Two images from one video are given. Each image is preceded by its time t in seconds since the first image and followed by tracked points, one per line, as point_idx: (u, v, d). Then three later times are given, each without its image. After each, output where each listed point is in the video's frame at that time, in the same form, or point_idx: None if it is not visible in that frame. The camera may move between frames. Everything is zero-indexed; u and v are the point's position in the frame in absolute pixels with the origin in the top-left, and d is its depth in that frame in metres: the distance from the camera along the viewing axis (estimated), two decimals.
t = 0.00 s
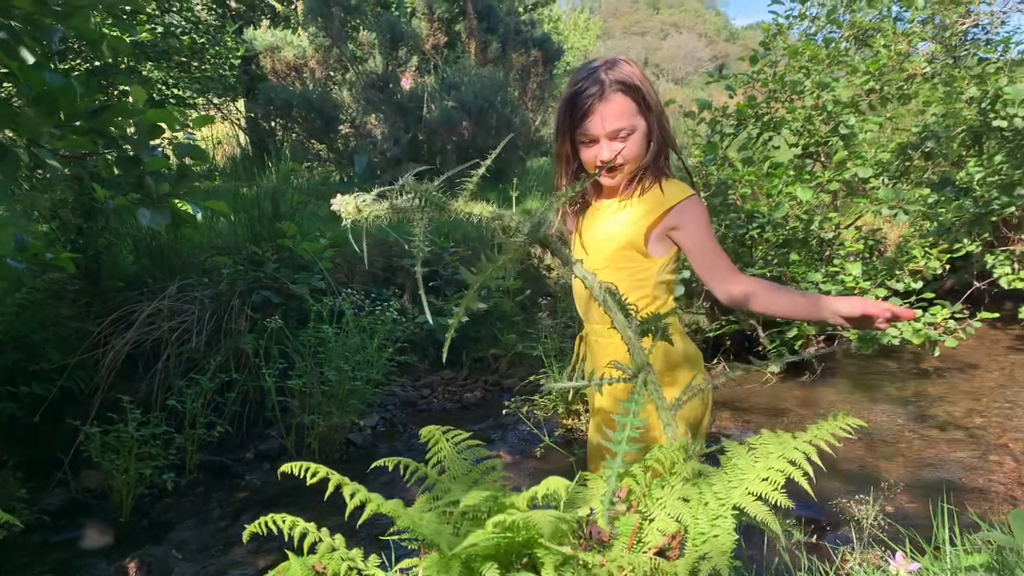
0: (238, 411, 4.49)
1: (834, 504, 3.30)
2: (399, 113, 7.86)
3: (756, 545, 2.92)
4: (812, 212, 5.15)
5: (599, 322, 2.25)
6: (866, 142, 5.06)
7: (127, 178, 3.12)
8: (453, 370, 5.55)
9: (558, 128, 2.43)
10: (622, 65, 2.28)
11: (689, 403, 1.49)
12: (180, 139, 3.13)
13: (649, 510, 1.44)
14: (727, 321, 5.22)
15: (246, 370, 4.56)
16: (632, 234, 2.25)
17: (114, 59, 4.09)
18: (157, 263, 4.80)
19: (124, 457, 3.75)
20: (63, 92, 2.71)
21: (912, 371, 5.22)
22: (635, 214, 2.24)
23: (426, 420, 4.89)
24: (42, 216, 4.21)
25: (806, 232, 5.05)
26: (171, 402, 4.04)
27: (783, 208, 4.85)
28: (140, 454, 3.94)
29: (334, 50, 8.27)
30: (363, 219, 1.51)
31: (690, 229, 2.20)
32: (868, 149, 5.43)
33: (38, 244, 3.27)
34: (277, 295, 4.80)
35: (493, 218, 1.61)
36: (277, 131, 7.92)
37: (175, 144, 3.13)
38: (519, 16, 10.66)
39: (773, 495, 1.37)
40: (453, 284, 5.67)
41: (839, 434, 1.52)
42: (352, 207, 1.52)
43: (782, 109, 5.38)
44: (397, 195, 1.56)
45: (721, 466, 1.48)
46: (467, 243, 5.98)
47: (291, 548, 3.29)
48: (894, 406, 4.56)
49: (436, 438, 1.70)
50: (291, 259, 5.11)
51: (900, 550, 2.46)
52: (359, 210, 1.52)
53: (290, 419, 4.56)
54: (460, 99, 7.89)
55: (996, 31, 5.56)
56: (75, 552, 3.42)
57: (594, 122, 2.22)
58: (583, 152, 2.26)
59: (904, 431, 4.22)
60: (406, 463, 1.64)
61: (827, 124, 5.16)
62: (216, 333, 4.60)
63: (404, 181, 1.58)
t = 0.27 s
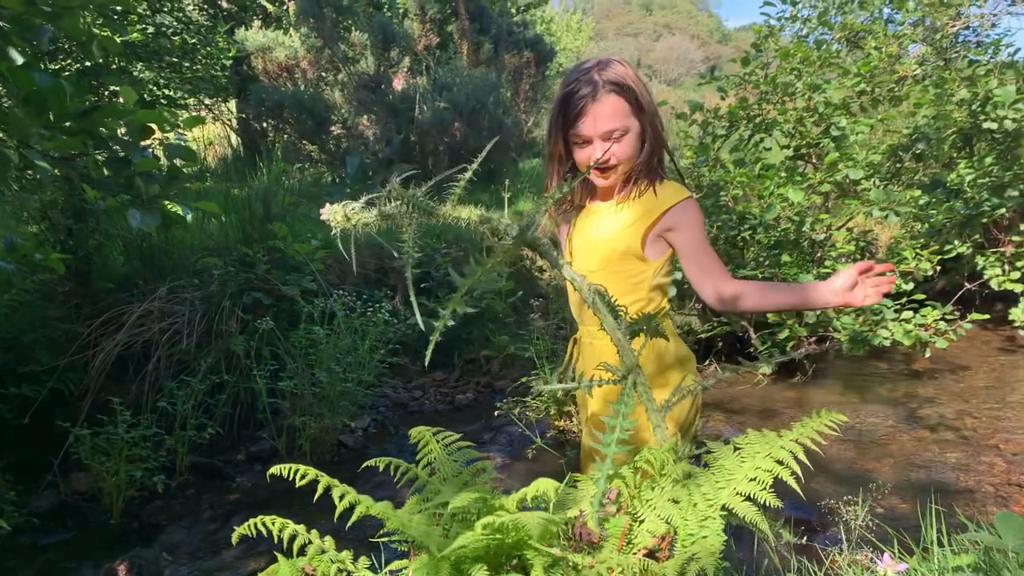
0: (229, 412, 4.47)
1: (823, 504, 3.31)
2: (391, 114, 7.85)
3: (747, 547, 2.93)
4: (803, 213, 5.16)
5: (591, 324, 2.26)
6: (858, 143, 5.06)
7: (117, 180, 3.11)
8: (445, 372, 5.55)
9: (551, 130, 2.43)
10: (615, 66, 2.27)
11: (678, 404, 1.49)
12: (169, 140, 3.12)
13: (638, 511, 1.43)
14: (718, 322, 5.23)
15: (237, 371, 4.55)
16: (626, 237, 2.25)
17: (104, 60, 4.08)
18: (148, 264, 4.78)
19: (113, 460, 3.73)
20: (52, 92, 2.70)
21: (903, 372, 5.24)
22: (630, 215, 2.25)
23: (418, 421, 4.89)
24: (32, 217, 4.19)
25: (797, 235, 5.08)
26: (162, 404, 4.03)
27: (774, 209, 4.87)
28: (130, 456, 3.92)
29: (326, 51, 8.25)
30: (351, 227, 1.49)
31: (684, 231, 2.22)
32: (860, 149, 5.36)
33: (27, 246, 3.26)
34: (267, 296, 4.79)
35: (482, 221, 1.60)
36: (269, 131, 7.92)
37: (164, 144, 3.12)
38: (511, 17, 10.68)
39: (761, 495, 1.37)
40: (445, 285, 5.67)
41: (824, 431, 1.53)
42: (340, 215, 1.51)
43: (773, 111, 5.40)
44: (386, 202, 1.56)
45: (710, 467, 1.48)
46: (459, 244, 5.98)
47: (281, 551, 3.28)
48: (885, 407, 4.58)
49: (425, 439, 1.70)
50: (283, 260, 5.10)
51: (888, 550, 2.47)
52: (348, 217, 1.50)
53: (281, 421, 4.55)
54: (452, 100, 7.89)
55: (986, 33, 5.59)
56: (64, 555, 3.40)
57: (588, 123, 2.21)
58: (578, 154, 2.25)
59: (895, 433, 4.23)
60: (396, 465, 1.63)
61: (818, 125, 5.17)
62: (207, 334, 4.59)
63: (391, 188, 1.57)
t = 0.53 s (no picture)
0: (221, 414, 4.47)
1: (813, 505, 3.33)
2: (384, 115, 7.82)
3: (737, 545, 2.96)
4: (795, 215, 5.19)
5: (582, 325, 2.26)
6: (850, 145, 5.11)
7: (108, 181, 3.11)
8: (437, 373, 5.56)
9: (546, 131, 2.43)
10: (609, 67, 2.28)
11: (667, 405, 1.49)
12: (160, 140, 3.12)
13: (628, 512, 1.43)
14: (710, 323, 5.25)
15: (229, 373, 4.55)
16: (620, 238, 2.25)
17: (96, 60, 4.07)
18: (140, 265, 4.78)
19: (104, 462, 3.72)
20: (42, 92, 2.69)
21: (895, 373, 5.26)
22: (626, 216, 2.26)
23: (410, 422, 4.89)
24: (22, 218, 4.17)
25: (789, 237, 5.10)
26: (153, 406, 4.02)
27: (766, 210, 4.89)
28: (121, 458, 3.91)
29: (319, 52, 8.24)
30: (344, 229, 1.50)
31: (680, 229, 2.22)
32: (851, 151, 5.36)
33: (17, 247, 3.25)
34: (260, 297, 4.78)
35: (473, 223, 1.60)
36: (262, 133, 7.91)
37: (156, 145, 3.11)
38: (505, 18, 10.69)
39: (750, 495, 1.37)
40: (438, 286, 5.67)
41: (812, 430, 1.53)
42: (333, 218, 1.52)
43: (765, 113, 5.42)
44: (379, 204, 1.56)
45: (699, 467, 1.48)
46: (452, 246, 5.98)
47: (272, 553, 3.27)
48: (876, 408, 4.60)
49: (417, 440, 1.69)
50: (275, 261, 5.09)
51: (878, 550, 2.48)
52: (340, 220, 1.51)
53: (273, 422, 4.54)
54: (445, 101, 7.85)
55: (977, 35, 5.62)
56: (54, 557, 3.39)
57: (583, 124, 2.21)
58: (573, 154, 2.25)
59: (886, 433, 4.24)
60: (387, 466, 1.63)
61: (810, 127, 5.20)
62: (198, 336, 4.58)
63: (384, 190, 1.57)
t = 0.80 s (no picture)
0: (213, 415, 4.46)
1: (803, 505, 3.34)
2: (377, 116, 7.90)
3: (727, 545, 2.98)
4: (787, 216, 5.21)
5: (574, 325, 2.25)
6: (841, 147, 5.12)
7: (100, 182, 3.10)
8: (430, 374, 5.56)
9: (540, 131, 2.43)
10: (604, 67, 2.28)
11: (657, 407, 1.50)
12: (152, 141, 3.12)
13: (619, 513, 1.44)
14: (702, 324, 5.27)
15: (221, 374, 4.54)
16: (613, 239, 2.24)
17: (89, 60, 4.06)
18: (132, 267, 4.77)
19: (96, 463, 3.71)
20: (33, 93, 2.68)
21: (886, 373, 5.28)
22: (619, 216, 2.24)
23: (403, 423, 4.89)
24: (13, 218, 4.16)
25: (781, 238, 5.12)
26: (145, 407, 4.00)
27: (758, 212, 4.91)
28: (112, 459, 3.89)
29: (312, 53, 8.24)
30: (342, 226, 1.51)
31: (674, 230, 2.20)
32: (842, 153, 5.39)
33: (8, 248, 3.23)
34: (252, 298, 4.78)
35: (467, 222, 1.60)
36: (254, 134, 7.91)
37: (148, 145, 3.11)
38: (498, 19, 10.72)
39: (740, 496, 1.36)
40: (431, 287, 5.68)
41: (801, 432, 1.53)
42: (331, 216, 1.53)
43: (758, 114, 5.45)
44: (374, 201, 1.56)
45: (689, 469, 1.49)
46: (445, 247, 5.99)
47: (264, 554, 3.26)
48: (867, 409, 4.62)
49: (408, 440, 1.69)
50: (267, 262, 5.08)
51: (867, 551, 2.49)
52: (338, 217, 1.52)
53: (265, 423, 4.54)
54: (437, 102, 7.87)
55: (967, 38, 5.66)
56: (46, 559, 3.38)
57: (578, 125, 2.21)
58: (568, 155, 2.25)
59: (877, 434, 4.26)
60: (378, 467, 1.63)
61: (802, 129, 5.23)
62: (191, 337, 4.57)
63: (381, 187, 1.58)
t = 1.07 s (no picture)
0: (205, 416, 4.45)
1: (795, 506, 3.35)
2: (370, 117, 7.91)
3: (718, 546, 2.99)
4: (779, 217, 5.22)
5: (568, 327, 2.25)
6: (834, 149, 5.14)
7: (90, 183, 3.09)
8: (423, 375, 5.57)
9: (535, 132, 2.43)
10: (598, 70, 2.28)
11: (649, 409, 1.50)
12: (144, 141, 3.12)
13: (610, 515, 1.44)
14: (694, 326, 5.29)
15: (214, 375, 4.53)
16: (607, 241, 2.24)
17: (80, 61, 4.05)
18: (124, 268, 4.76)
19: (87, 465, 3.69)
20: (25, 93, 2.69)
21: (878, 375, 5.30)
22: (612, 218, 2.24)
23: (396, 425, 4.89)
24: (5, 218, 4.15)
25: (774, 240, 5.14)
26: (137, 408, 3.99)
27: (751, 213, 4.93)
28: (104, 461, 3.88)
29: (305, 53, 8.23)
30: (346, 215, 1.46)
31: (667, 232, 2.19)
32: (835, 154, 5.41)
33: None
34: (245, 299, 4.78)
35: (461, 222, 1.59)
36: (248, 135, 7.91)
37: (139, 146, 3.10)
38: (491, 20, 10.71)
39: (731, 498, 1.37)
40: (424, 288, 5.68)
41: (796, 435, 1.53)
42: (334, 203, 1.48)
43: (750, 116, 5.48)
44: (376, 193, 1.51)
45: (681, 470, 1.49)
46: (439, 248, 5.99)
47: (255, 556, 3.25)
48: (860, 410, 4.63)
49: (400, 442, 1.69)
50: (260, 263, 5.08)
51: (857, 552, 2.50)
52: (341, 207, 1.47)
53: (258, 425, 4.54)
54: (431, 103, 7.84)
55: (959, 40, 5.68)
56: (37, 561, 3.36)
57: (571, 127, 2.22)
58: (561, 157, 2.26)
59: (869, 435, 4.27)
60: (370, 468, 1.63)
61: (794, 131, 5.25)
62: (183, 338, 4.57)
63: (380, 179, 1.54)
